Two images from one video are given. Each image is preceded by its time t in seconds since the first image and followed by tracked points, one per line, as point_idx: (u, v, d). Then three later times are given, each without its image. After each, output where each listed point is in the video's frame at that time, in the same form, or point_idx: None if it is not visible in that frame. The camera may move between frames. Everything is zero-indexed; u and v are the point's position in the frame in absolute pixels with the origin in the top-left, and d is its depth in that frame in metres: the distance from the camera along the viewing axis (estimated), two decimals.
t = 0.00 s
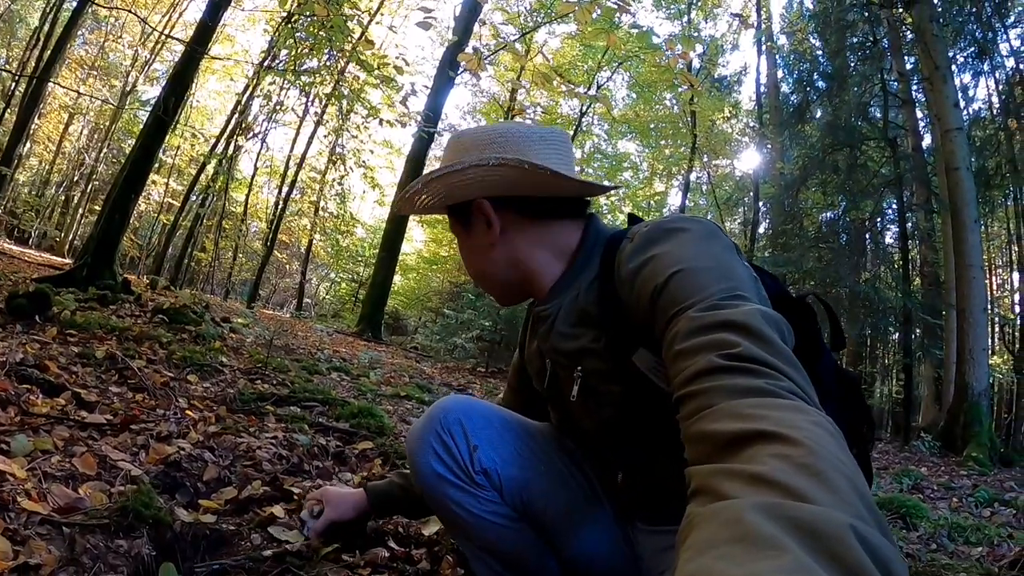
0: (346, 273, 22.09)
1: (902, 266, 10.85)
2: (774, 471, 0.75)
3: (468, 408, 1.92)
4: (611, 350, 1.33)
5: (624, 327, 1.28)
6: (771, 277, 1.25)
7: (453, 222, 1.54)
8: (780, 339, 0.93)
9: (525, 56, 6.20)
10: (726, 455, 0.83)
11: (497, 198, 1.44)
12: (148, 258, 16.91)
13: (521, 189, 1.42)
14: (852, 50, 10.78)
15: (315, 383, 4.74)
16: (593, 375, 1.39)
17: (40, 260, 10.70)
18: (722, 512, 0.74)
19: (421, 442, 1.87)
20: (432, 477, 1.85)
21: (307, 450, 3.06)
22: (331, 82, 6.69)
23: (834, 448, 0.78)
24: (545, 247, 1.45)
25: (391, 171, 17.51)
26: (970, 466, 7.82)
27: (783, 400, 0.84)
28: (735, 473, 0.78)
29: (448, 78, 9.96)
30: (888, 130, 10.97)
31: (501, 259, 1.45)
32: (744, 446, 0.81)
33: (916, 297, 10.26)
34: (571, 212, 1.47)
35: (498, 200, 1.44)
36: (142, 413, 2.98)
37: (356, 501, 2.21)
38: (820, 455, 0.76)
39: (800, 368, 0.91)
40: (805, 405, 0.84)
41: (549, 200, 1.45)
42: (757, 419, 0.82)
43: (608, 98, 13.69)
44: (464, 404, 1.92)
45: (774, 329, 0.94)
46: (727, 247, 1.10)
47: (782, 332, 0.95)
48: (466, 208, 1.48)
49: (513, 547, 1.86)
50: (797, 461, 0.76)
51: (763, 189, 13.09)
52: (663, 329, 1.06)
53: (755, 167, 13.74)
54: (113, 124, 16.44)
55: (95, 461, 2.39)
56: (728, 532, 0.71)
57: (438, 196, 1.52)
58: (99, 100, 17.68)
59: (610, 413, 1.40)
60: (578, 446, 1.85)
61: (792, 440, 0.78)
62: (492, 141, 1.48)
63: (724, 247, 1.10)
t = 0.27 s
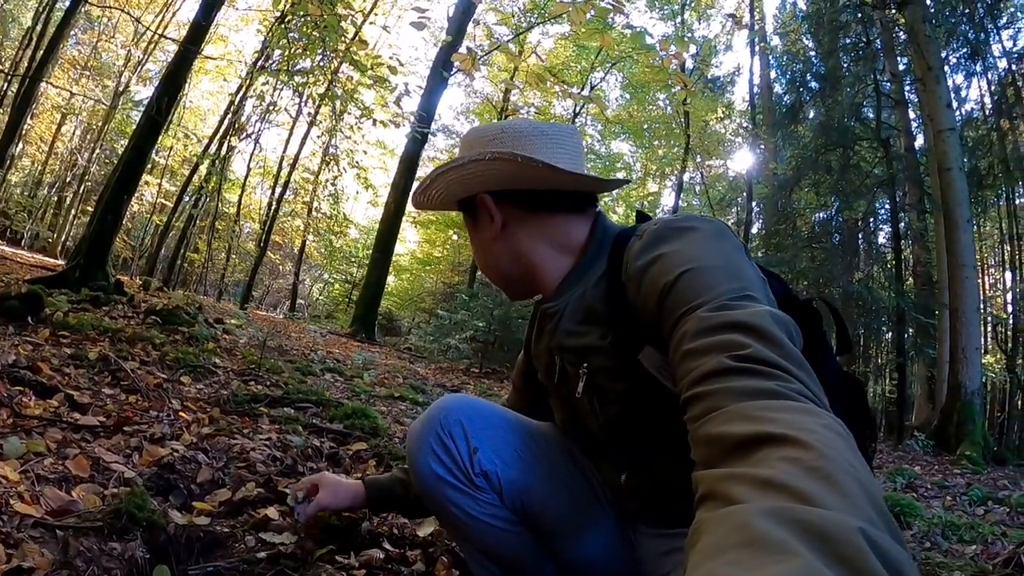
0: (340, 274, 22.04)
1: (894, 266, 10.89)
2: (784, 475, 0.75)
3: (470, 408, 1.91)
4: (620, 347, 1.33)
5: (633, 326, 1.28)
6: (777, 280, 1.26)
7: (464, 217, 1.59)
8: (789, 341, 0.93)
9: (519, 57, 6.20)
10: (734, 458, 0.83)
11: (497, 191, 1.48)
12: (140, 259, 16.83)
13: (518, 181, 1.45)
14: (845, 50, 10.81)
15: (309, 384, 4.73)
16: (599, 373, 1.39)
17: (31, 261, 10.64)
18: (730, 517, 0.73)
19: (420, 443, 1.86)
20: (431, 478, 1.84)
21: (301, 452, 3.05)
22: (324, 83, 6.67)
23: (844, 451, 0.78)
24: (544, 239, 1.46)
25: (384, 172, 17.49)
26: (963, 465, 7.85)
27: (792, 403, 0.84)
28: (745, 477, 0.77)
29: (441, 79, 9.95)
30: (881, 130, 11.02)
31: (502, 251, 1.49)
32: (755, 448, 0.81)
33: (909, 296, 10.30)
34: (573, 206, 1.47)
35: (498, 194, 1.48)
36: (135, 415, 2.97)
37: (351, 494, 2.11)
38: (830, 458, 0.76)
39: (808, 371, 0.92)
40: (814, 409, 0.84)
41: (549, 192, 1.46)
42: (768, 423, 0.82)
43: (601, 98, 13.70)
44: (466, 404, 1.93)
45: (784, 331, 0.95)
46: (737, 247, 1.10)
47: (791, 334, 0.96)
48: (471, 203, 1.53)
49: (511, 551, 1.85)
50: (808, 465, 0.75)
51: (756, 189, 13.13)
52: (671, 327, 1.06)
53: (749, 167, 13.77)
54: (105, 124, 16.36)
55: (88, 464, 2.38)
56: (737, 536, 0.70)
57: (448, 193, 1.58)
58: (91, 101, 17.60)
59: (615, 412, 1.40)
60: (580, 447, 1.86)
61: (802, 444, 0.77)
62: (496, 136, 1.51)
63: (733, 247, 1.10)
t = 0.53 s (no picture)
0: (337, 282, 22.04)
1: (891, 263, 10.91)
2: (779, 481, 0.75)
3: (469, 410, 1.89)
4: (622, 351, 1.33)
5: (634, 331, 1.29)
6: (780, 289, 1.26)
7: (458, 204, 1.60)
8: (788, 349, 0.94)
9: (512, 61, 6.23)
10: (731, 464, 0.83)
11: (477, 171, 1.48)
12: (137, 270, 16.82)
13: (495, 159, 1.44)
14: (837, 49, 10.84)
15: (307, 393, 4.73)
16: (599, 376, 1.40)
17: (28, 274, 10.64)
18: (725, 522, 0.73)
19: (419, 443, 1.86)
20: (428, 478, 1.83)
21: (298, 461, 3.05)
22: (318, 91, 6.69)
23: (839, 460, 0.78)
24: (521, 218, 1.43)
25: (380, 179, 17.50)
26: (963, 460, 7.85)
27: (789, 410, 0.85)
28: (739, 482, 0.78)
29: (435, 85, 9.98)
30: (875, 128, 11.05)
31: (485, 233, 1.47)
32: (751, 454, 0.81)
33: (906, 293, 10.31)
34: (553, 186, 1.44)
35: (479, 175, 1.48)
36: (132, 426, 2.97)
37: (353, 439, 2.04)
38: (823, 465, 0.77)
39: (806, 380, 0.92)
40: (811, 417, 0.85)
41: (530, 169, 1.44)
42: (765, 429, 0.82)
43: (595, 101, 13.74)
44: (466, 406, 1.90)
45: (783, 340, 0.95)
46: (737, 254, 1.11)
47: (789, 342, 0.96)
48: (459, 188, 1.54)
49: (509, 554, 1.84)
50: (802, 472, 0.76)
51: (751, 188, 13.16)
52: (672, 330, 1.07)
53: (744, 167, 13.81)
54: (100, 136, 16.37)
55: (86, 475, 2.38)
56: (731, 542, 0.71)
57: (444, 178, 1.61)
58: (86, 113, 17.60)
59: (614, 415, 1.40)
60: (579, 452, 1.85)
61: (798, 452, 0.78)
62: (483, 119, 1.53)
63: (734, 254, 1.11)
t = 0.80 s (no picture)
0: (341, 294, 22.07)
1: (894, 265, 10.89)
2: (776, 491, 0.75)
3: (470, 420, 1.86)
4: (624, 365, 1.34)
5: (637, 346, 1.29)
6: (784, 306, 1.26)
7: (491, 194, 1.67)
8: (789, 365, 0.94)
9: (510, 71, 6.26)
10: (729, 475, 0.83)
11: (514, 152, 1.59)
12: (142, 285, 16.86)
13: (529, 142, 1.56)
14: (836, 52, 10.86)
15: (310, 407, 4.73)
16: (600, 389, 1.39)
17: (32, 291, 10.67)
18: (722, 530, 0.73)
19: (420, 448, 1.83)
20: (428, 486, 1.82)
21: (300, 475, 3.05)
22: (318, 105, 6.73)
23: (835, 475, 0.78)
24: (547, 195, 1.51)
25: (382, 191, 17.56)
26: (970, 460, 7.80)
27: (787, 424, 0.85)
28: (736, 492, 0.77)
29: (434, 97, 10.02)
30: (874, 129, 11.05)
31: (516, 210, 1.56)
32: (749, 465, 0.81)
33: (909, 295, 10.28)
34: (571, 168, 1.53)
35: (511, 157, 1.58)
36: (136, 442, 2.98)
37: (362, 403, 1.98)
38: (819, 478, 0.77)
39: (805, 396, 0.92)
40: (809, 432, 0.85)
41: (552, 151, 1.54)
42: (763, 440, 0.82)
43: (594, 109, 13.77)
44: (465, 415, 1.86)
45: (784, 356, 0.95)
46: (743, 272, 1.12)
47: (792, 359, 0.96)
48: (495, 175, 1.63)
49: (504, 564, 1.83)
50: (799, 483, 0.76)
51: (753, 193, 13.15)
52: (675, 342, 1.07)
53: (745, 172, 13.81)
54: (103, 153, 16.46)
55: (89, 491, 2.39)
56: (728, 550, 0.70)
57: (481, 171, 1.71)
58: (89, 130, 17.71)
59: (614, 426, 1.40)
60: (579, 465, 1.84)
61: (795, 464, 0.78)
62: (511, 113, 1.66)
63: (742, 271, 1.12)
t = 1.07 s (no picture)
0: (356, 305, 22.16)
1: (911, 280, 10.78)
2: (794, 496, 0.74)
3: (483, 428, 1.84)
4: (641, 375, 1.33)
5: (653, 357, 1.29)
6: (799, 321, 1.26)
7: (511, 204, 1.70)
8: (806, 377, 0.93)
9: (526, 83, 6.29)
10: (745, 481, 0.82)
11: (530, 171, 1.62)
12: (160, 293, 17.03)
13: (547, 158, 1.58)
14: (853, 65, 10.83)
15: (323, 416, 4.75)
16: (616, 399, 1.39)
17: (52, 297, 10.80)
18: (739, 533, 0.73)
19: (432, 458, 1.82)
20: (440, 494, 1.81)
21: (312, 483, 3.06)
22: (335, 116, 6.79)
23: (849, 483, 0.78)
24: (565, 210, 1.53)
25: (398, 202, 17.65)
26: (989, 477, 7.68)
27: (804, 433, 0.84)
28: (751, 497, 0.77)
29: (451, 110, 10.08)
30: (892, 143, 10.98)
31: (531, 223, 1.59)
32: (765, 471, 0.81)
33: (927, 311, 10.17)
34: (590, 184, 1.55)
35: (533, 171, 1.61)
36: (150, 447, 3.00)
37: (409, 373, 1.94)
38: (836, 485, 0.76)
39: (822, 409, 0.92)
40: (825, 442, 0.84)
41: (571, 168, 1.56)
42: (781, 448, 0.81)
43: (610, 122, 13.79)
44: (478, 423, 1.85)
45: (800, 369, 0.95)
46: (760, 287, 1.11)
47: (808, 374, 0.96)
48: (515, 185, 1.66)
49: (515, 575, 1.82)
50: (817, 490, 0.75)
51: (769, 207, 13.10)
52: (691, 355, 1.06)
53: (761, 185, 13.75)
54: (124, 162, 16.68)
55: (102, 495, 2.40)
56: (745, 553, 0.70)
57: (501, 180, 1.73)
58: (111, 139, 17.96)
59: (630, 437, 1.39)
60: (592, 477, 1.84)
61: (812, 470, 0.77)
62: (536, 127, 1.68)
63: (759, 287, 1.11)
